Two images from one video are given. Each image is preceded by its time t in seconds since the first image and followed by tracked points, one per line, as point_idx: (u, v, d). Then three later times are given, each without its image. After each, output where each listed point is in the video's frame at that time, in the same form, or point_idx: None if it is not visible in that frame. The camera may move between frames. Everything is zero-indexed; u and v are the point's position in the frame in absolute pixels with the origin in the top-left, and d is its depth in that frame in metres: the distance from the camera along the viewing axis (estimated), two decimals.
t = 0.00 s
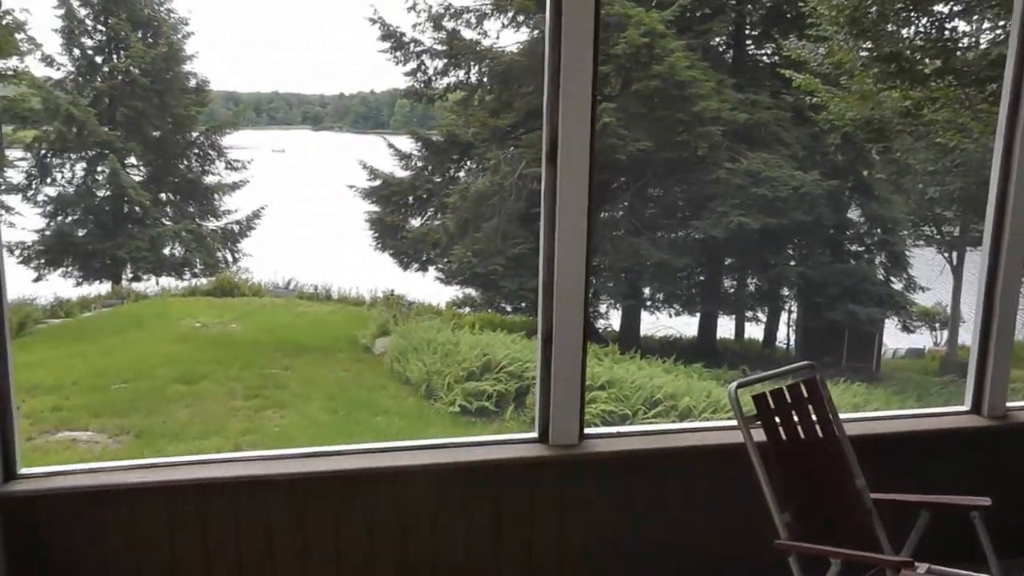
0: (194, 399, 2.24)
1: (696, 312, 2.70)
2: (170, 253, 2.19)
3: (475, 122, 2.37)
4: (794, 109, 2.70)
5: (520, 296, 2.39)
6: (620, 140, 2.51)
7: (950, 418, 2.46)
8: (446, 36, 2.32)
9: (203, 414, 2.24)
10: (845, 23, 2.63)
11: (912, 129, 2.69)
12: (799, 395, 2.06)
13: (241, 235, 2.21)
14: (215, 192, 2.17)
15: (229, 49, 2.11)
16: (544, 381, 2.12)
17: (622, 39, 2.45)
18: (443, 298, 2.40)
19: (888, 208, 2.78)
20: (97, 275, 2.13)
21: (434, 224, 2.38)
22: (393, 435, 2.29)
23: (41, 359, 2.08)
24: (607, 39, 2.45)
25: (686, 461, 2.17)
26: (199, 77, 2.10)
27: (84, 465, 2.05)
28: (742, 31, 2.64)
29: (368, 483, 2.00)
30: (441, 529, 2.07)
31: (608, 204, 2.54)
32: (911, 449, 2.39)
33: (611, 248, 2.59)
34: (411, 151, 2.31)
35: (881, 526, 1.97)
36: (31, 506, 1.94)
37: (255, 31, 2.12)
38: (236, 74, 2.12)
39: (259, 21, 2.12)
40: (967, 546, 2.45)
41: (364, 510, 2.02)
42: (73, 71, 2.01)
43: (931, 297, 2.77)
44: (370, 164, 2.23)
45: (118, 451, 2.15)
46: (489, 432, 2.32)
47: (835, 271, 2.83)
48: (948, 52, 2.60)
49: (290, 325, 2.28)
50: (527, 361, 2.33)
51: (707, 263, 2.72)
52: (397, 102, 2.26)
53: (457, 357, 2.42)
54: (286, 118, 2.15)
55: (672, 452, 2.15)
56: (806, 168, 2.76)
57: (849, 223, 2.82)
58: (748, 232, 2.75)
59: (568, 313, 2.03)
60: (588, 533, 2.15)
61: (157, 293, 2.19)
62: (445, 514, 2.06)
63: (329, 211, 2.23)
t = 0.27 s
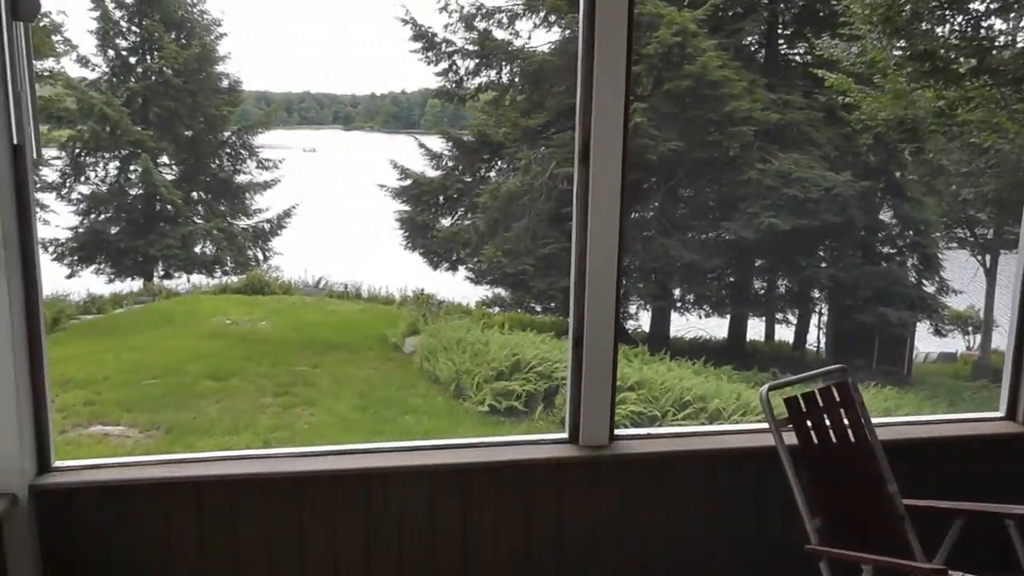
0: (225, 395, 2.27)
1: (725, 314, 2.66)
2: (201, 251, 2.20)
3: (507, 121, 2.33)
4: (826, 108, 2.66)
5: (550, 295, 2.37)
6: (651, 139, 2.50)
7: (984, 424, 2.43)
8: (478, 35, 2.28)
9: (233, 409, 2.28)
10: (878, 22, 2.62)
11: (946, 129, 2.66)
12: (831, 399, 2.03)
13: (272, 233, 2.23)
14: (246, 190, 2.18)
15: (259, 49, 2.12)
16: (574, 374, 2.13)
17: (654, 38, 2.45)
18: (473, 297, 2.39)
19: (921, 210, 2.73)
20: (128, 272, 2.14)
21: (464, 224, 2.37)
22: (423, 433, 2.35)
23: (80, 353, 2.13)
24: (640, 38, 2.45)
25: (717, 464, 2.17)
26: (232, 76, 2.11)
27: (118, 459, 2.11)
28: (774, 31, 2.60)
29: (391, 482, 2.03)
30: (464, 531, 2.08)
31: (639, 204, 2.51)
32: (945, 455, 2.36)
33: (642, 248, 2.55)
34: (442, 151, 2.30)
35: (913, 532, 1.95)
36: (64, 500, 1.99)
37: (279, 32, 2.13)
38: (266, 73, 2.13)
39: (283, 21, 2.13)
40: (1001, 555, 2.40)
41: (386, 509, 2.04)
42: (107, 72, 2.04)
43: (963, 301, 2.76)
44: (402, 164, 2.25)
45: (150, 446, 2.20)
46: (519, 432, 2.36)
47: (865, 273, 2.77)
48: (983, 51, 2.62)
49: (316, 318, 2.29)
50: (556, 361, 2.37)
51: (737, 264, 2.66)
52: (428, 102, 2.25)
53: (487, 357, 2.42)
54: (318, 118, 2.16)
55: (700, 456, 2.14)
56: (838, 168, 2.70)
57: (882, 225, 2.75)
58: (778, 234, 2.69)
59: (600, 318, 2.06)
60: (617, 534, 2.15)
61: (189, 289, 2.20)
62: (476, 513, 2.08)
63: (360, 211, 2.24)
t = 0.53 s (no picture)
0: (255, 390, 2.31)
1: (754, 316, 2.64)
2: (230, 250, 2.23)
3: (536, 121, 2.33)
4: (857, 109, 2.62)
5: (578, 296, 2.37)
6: (681, 139, 2.49)
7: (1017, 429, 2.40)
8: (508, 35, 2.30)
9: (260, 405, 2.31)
10: (910, 21, 2.59)
11: (977, 130, 2.64)
12: (861, 403, 2.00)
13: (301, 232, 2.24)
14: (275, 189, 2.20)
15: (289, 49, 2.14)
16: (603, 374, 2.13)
17: (684, 38, 2.42)
18: (500, 297, 2.39)
19: (952, 212, 2.72)
20: (158, 269, 2.18)
21: (493, 223, 2.37)
22: (450, 433, 2.36)
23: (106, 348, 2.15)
24: (670, 38, 2.42)
25: (745, 467, 2.16)
26: (262, 76, 2.14)
27: (147, 454, 2.13)
28: (805, 30, 2.57)
29: (416, 481, 2.05)
30: (488, 530, 2.10)
31: (668, 204, 2.50)
32: (976, 461, 2.33)
33: (670, 250, 2.54)
34: (471, 151, 2.29)
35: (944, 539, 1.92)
36: (95, 492, 2.02)
37: (303, 32, 2.14)
38: (295, 73, 2.15)
39: (306, 20, 2.14)
40: None
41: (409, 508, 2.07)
42: (138, 72, 2.07)
43: (993, 304, 2.77)
44: (431, 164, 2.25)
45: (178, 442, 2.22)
46: (546, 432, 2.34)
47: (895, 276, 2.75)
48: (1015, 50, 2.59)
49: (342, 322, 2.32)
50: (585, 361, 2.35)
51: (766, 266, 2.64)
52: (458, 102, 2.26)
53: (514, 356, 2.42)
54: (348, 117, 2.17)
55: (727, 459, 2.13)
56: (868, 169, 2.68)
57: (911, 227, 2.74)
58: (807, 235, 2.67)
59: (626, 317, 2.05)
60: (644, 535, 2.15)
61: (217, 288, 2.23)
62: (505, 512, 2.09)
63: (389, 210, 2.24)
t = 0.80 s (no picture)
0: (280, 388, 2.37)
1: (782, 318, 2.62)
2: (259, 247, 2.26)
3: (565, 121, 2.31)
4: (887, 109, 2.59)
5: (606, 296, 2.36)
6: (710, 140, 2.48)
7: None
8: (537, 35, 2.26)
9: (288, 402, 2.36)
10: (943, 20, 2.58)
11: (1009, 131, 2.64)
12: (891, 407, 1.97)
13: (329, 231, 2.27)
14: (304, 188, 2.23)
15: (319, 49, 2.17)
16: (631, 372, 2.15)
17: (714, 37, 2.41)
18: (528, 298, 2.39)
19: (983, 214, 2.70)
20: (185, 267, 2.22)
21: (521, 224, 2.36)
22: (477, 432, 2.37)
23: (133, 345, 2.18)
24: (701, 38, 2.40)
25: (774, 470, 2.15)
26: (292, 76, 2.17)
27: (176, 449, 2.15)
28: (835, 31, 2.52)
29: (441, 480, 2.06)
30: (514, 531, 2.10)
31: (696, 205, 2.49)
32: (1007, 467, 2.30)
33: (699, 250, 2.54)
34: (500, 151, 2.30)
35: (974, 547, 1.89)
36: (125, 487, 2.05)
37: (333, 33, 2.17)
38: (325, 72, 2.18)
39: (337, 21, 2.17)
40: None
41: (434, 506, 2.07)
42: (169, 72, 2.11)
43: None
44: (460, 164, 2.27)
45: (206, 437, 2.24)
46: (574, 432, 2.33)
47: (925, 278, 2.72)
48: None
49: (369, 321, 2.34)
50: (612, 363, 2.33)
51: (795, 268, 2.62)
52: (488, 102, 2.26)
53: (542, 357, 2.41)
54: (378, 117, 2.19)
55: (755, 462, 2.13)
56: (898, 170, 2.64)
57: (941, 229, 2.71)
58: (837, 236, 2.63)
59: (654, 318, 2.07)
60: (672, 537, 2.16)
61: (246, 285, 2.28)
62: (532, 513, 2.09)
63: (417, 209, 2.27)
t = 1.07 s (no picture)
0: (310, 385, 2.39)
1: (811, 320, 2.60)
2: (289, 246, 2.31)
3: (595, 121, 2.30)
4: (919, 109, 2.56)
5: (634, 297, 2.33)
6: (739, 141, 2.46)
7: None
8: (568, 35, 2.26)
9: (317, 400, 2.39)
10: (976, 18, 2.55)
11: None
12: (923, 411, 1.94)
13: (359, 230, 2.30)
14: (334, 188, 2.25)
15: (349, 50, 2.19)
16: (660, 372, 2.15)
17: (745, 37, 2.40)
18: (556, 297, 2.39)
19: (1014, 216, 2.66)
20: (216, 265, 2.27)
21: (550, 223, 2.36)
22: (505, 432, 2.38)
23: (163, 343, 2.24)
24: (733, 37, 2.40)
25: (803, 473, 2.14)
26: (322, 76, 2.19)
27: (206, 445, 2.17)
28: (867, 29, 2.50)
29: (466, 479, 2.07)
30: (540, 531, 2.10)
31: (726, 205, 2.48)
32: None
33: (728, 251, 2.52)
34: (530, 150, 2.31)
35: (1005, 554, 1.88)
36: (155, 483, 2.08)
37: (365, 36, 2.19)
38: (355, 72, 2.20)
39: (368, 21, 2.19)
40: None
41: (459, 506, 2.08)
42: (200, 72, 2.15)
43: None
44: (489, 163, 2.28)
45: (235, 434, 2.26)
46: (601, 433, 2.31)
47: (955, 281, 2.68)
48: None
49: (401, 320, 2.37)
50: (641, 363, 2.33)
51: (824, 270, 2.60)
52: (517, 102, 2.27)
53: (570, 357, 2.41)
54: (407, 117, 2.20)
55: (782, 464, 2.12)
56: (929, 171, 2.60)
57: (972, 232, 2.66)
58: (867, 238, 2.61)
59: (684, 318, 2.08)
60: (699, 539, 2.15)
61: (274, 283, 2.32)
62: (560, 513, 2.10)
63: (447, 208, 2.29)
